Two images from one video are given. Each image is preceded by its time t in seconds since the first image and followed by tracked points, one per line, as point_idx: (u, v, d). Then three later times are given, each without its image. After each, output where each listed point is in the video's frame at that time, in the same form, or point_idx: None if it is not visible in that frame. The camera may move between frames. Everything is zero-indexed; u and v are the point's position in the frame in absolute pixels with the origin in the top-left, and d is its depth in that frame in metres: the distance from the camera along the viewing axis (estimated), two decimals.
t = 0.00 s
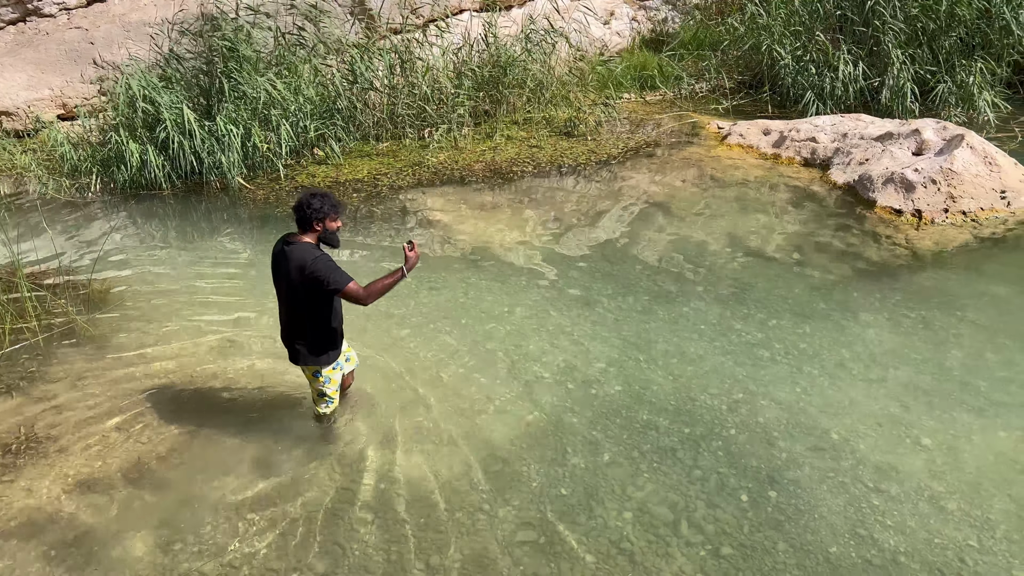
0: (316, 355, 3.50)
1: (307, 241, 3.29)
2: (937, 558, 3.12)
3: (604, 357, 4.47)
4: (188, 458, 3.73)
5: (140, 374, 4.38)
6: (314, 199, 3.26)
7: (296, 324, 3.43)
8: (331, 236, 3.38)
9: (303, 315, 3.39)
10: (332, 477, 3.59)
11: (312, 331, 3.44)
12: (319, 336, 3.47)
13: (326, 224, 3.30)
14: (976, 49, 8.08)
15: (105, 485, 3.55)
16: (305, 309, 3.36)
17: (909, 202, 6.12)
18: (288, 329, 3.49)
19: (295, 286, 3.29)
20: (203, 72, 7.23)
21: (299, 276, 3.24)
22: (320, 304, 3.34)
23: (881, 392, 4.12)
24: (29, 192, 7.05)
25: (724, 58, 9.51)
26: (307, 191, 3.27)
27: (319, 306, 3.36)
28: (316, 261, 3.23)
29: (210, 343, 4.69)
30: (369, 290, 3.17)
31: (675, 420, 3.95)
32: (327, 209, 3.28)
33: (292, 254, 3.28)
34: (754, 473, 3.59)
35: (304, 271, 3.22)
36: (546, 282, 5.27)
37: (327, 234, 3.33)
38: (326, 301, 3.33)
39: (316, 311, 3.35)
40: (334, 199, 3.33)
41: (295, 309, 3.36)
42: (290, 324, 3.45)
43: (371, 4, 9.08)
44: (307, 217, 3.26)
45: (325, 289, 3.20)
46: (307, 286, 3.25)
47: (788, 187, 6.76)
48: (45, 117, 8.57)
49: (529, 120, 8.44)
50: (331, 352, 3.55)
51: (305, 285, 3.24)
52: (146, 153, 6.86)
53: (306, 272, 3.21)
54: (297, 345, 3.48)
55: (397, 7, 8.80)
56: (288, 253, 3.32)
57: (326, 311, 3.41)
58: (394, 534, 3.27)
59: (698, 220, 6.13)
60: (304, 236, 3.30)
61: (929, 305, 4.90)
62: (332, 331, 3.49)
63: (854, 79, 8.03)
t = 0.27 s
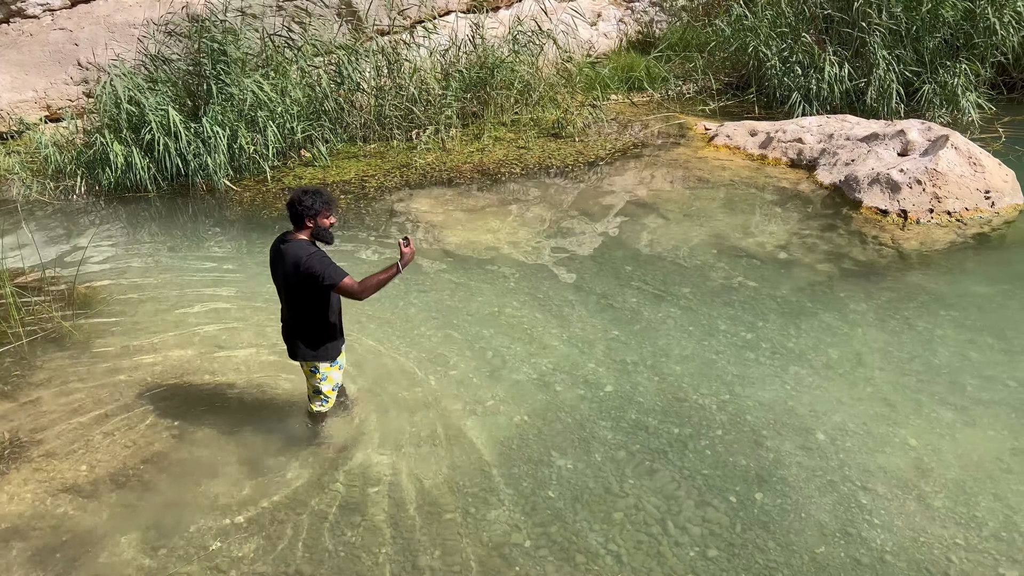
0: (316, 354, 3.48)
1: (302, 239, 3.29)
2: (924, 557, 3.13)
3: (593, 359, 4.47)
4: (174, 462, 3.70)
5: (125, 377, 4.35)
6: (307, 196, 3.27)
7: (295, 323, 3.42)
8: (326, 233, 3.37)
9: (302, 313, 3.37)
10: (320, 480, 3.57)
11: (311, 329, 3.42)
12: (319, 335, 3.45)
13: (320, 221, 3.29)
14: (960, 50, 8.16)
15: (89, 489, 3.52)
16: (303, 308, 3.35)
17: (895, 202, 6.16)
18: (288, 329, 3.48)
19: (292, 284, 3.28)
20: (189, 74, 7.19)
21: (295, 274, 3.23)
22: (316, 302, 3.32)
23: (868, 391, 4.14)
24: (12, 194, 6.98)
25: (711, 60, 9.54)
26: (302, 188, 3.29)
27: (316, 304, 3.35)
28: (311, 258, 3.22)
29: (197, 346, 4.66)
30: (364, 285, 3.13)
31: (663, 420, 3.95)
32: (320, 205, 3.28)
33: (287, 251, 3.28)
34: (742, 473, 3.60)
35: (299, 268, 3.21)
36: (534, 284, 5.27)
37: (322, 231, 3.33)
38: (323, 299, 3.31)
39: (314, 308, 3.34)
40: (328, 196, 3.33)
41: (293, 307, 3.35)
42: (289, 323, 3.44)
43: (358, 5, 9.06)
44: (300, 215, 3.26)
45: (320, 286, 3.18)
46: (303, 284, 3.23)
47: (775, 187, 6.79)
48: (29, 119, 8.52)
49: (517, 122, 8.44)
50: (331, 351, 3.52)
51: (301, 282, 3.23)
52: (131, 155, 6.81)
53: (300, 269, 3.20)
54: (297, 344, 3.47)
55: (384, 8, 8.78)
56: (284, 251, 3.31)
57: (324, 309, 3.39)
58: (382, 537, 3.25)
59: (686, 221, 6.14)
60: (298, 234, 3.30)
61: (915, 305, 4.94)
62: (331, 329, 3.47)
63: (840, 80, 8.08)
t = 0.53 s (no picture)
0: (319, 347, 3.50)
1: (295, 234, 3.31)
2: (911, 556, 3.15)
3: (582, 361, 4.47)
4: (161, 466, 3.68)
5: (112, 381, 4.32)
6: (297, 192, 3.29)
7: (297, 317, 3.44)
8: (319, 229, 3.39)
9: (301, 307, 3.40)
10: (308, 483, 3.56)
11: (312, 322, 3.44)
12: (319, 327, 3.47)
13: (312, 214, 3.33)
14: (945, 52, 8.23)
15: (76, 495, 3.49)
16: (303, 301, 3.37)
17: (881, 204, 6.20)
18: (289, 324, 3.50)
19: (290, 278, 3.30)
20: (176, 77, 7.16)
21: (291, 268, 3.24)
22: (315, 294, 3.34)
23: (855, 391, 4.16)
24: None
25: (698, 62, 9.58)
26: (293, 184, 3.32)
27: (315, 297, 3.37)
28: (306, 251, 3.24)
29: (184, 349, 4.64)
30: (363, 273, 3.14)
31: (652, 422, 3.96)
32: (311, 199, 3.31)
33: (282, 247, 3.30)
34: (730, 474, 3.61)
35: (295, 262, 3.23)
36: (523, 286, 5.27)
37: (315, 225, 3.35)
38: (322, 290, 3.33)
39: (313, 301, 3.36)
40: (316, 190, 3.36)
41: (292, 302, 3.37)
42: (291, 317, 3.46)
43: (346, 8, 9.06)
44: (292, 210, 3.28)
45: (318, 277, 3.19)
46: (301, 277, 3.25)
47: (763, 189, 6.82)
48: (14, 122, 8.47)
49: (505, 124, 8.45)
50: (333, 342, 3.55)
51: (298, 276, 3.25)
52: (118, 158, 6.77)
53: (296, 263, 3.22)
54: (300, 338, 3.49)
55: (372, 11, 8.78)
56: (279, 247, 3.34)
57: (323, 300, 3.41)
58: (372, 541, 3.24)
59: (674, 223, 6.17)
60: (291, 229, 3.32)
61: (901, 306, 4.97)
62: (332, 319, 3.49)
63: (826, 82, 8.13)
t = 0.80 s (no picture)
0: (316, 345, 3.55)
1: (286, 236, 3.33)
2: (898, 558, 3.16)
3: (571, 365, 4.47)
4: (149, 473, 3.65)
5: (98, 387, 4.28)
6: (285, 194, 3.29)
7: (293, 317, 3.49)
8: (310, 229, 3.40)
9: (296, 306, 3.44)
10: (297, 489, 3.54)
11: (309, 320, 3.49)
12: (315, 325, 3.52)
13: (302, 216, 3.32)
14: (930, 56, 8.29)
15: (62, 502, 3.46)
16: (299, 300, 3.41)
17: (868, 207, 6.24)
18: (284, 324, 3.54)
19: (285, 277, 3.35)
20: (163, 81, 7.13)
21: (285, 267, 3.30)
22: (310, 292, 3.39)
23: (843, 394, 4.18)
24: None
25: (686, 66, 9.61)
26: (281, 186, 3.33)
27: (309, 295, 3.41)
28: (299, 250, 3.28)
29: (172, 355, 4.61)
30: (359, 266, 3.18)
31: (642, 425, 3.96)
32: (300, 200, 3.31)
33: (275, 248, 3.34)
34: (720, 477, 3.62)
35: (288, 262, 3.28)
36: (513, 290, 5.27)
37: (307, 226, 3.36)
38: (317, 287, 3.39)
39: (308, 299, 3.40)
40: (305, 191, 3.35)
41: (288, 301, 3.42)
42: (287, 318, 3.50)
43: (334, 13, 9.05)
44: (282, 212, 3.28)
45: (313, 274, 3.26)
46: (296, 275, 3.31)
47: (751, 193, 6.85)
48: None
49: (494, 128, 8.45)
50: (330, 339, 3.59)
51: (293, 274, 3.30)
52: (105, 163, 6.74)
53: (290, 262, 3.27)
54: (297, 338, 3.53)
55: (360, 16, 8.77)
56: (272, 249, 3.37)
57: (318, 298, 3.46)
58: (360, 547, 3.22)
59: (663, 226, 6.18)
60: (282, 231, 3.34)
61: (888, 308, 5.00)
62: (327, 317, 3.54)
63: (813, 86, 8.18)
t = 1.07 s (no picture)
0: (310, 349, 3.54)
1: (279, 241, 3.30)
2: (887, 561, 3.18)
3: (561, 370, 4.47)
4: (137, 481, 3.62)
5: (86, 395, 4.25)
6: (277, 200, 3.24)
7: (286, 321, 3.48)
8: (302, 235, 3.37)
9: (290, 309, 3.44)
10: (287, 496, 3.52)
11: (302, 324, 3.49)
12: (309, 328, 3.52)
13: (295, 221, 3.28)
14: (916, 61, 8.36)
15: (49, 511, 3.43)
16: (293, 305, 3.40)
17: (856, 211, 6.28)
18: (277, 328, 3.53)
19: (278, 282, 3.34)
20: (152, 87, 7.11)
21: (278, 272, 3.28)
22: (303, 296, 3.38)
23: (832, 397, 4.19)
24: None
25: (674, 72, 9.65)
26: (272, 192, 3.28)
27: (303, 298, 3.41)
28: (293, 255, 3.26)
29: (160, 362, 4.59)
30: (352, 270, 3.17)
31: (632, 430, 3.96)
32: (293, 206, 3.26)
33: (268, 253, 3.32)
34: (710, 481, 3.62)
35: (281, 266, 3.26)
36: (503, 295, 5.27)
37: (300, 231, 3.32)
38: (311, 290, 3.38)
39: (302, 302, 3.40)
40: (297, 196, 3.30)
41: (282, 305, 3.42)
42: (280, 322, 3.49)
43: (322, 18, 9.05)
44: (275, 218, 3.24)
45: (308, 278, 3.26)
46: (289, 280, 3.30)
47: (739, 197, 6.88)
48: None
49: (484, 134, 8.45)
50: (323, 343, 3.59)
51: (286, 279, 3.29)
52: (92, 169, 6.71)
53: (284, 267, 3.26)
54: (291, 342, 3.53)
55: (349, 22, 8.77)
56: (265, 253, 3.35)
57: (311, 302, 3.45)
58: (350, 554, 3.21)
59: (653, 231, 6.20)
60: (274, 236, 3.31)
61: (877, 312, 5.03)
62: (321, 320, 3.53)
63: (800, 91, 8.23)
